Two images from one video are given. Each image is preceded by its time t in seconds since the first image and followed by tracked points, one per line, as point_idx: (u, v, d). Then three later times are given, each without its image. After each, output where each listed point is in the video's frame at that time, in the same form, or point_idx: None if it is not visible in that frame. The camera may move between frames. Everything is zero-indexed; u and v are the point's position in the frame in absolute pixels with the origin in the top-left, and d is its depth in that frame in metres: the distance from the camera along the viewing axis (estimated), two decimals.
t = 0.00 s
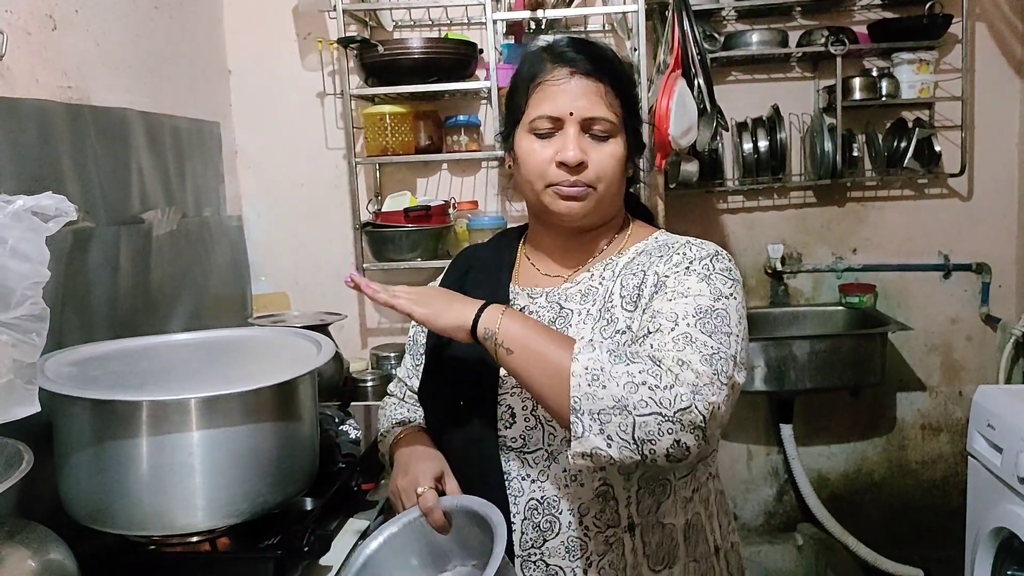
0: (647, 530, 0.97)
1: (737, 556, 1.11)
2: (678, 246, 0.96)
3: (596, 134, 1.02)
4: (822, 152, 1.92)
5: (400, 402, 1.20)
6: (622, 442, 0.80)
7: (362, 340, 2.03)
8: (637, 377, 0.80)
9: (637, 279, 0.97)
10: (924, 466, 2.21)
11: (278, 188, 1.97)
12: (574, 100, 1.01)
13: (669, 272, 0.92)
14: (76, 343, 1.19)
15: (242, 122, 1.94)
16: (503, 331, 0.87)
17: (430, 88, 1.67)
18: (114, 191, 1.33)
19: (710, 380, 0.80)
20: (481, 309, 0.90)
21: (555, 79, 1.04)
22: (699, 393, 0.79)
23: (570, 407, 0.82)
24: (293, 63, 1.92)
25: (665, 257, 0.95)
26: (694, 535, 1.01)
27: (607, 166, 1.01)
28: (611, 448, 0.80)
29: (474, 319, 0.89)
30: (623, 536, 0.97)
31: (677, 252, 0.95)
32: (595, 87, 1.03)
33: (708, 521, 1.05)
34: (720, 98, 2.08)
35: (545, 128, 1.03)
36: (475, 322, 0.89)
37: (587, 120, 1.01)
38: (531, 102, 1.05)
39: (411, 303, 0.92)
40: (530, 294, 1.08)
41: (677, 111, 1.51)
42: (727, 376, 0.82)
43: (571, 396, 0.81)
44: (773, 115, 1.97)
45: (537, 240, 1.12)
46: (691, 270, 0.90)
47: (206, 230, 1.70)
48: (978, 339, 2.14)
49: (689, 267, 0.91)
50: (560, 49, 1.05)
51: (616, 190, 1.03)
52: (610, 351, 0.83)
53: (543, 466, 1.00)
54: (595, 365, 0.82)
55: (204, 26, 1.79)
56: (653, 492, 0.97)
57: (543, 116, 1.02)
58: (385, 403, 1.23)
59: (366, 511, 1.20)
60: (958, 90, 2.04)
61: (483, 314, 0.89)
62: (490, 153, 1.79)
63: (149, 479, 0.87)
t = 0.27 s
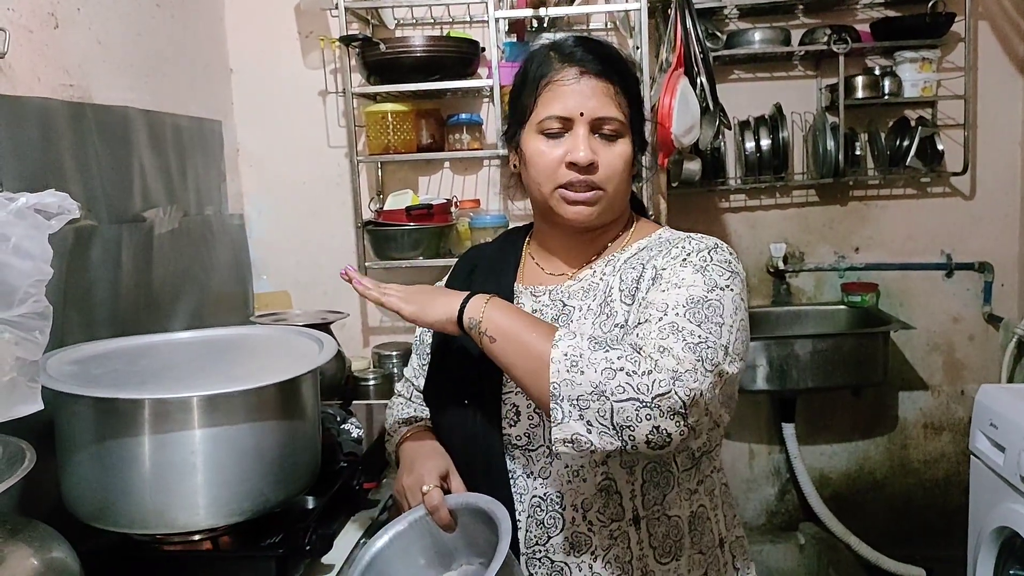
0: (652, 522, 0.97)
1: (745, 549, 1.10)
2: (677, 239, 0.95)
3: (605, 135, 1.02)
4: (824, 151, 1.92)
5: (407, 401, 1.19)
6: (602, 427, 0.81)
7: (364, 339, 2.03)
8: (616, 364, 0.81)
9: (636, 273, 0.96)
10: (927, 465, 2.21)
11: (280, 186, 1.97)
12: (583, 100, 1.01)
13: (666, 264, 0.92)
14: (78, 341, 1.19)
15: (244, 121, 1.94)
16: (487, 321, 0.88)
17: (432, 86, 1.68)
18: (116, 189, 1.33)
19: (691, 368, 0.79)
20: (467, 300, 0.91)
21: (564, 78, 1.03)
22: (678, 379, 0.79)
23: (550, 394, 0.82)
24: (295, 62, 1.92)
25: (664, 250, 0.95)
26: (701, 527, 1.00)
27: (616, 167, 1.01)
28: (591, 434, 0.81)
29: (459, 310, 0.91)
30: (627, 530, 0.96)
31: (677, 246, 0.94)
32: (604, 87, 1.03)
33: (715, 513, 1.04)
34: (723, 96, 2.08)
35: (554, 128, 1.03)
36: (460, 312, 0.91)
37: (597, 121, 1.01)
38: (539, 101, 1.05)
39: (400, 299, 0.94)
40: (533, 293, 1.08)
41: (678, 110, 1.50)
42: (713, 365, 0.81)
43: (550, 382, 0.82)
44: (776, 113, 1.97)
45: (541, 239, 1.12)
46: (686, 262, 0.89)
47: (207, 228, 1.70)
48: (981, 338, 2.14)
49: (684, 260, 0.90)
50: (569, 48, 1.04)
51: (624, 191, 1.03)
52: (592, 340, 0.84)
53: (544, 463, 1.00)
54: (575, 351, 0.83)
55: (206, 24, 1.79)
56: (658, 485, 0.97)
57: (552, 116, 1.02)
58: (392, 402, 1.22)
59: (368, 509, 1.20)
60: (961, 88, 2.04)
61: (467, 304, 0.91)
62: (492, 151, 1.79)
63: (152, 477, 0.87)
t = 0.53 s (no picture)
0: (654, 521, 0.97)
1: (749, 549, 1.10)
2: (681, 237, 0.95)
3: (608, 132, 1.02)
4: (826, 150, 1.92)
5: (409, 400, 1.20)
6: (606, 422, 0.81)
7: (365, 337, 2.03)
8: (622, 360, 0.81)
9: (639, 270, 0.96)
10: (928, 464, 2.21)
11: (282, 185, 1.97)
12: (587, 97, 1.01)
13: (670, 262, 0.91)
14: (80, 339, 1.19)
15: (246, 119, 1.94)
16: (503, 311, 0.90)
17: (434, 85, 1.67)
18: (118, 187, 1.33)
19: (695, 367, 0.79)
20: (486, 290, 0.93)
21: (568, 74, 1.03)
22: (682, 378, 0.79)
23: (557, 387, 0.84)
24: (297, 60, 1.92)
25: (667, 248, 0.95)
26: (704, 527, 1.00)
27: (618, 164, 1.00)
28: (596, 427, 0.82)
29: (477, 300, 0.93)
30: (631, 529, 0.97)
31: (681, 245, 0.94)
32: (608, 84, 1.02)
33: (718, 512, 1.03)
34: (725, 95, 2.08)
35: (558, 123, 1.03)
36: (479, 301, 0.92)
37: (600, 118, 1.01)
38: (544, 97, 1.05)
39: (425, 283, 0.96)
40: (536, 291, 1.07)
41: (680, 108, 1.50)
42: (716, 364, 0.81)
43: (557, 375, 0.83)
44: (778, 112, 1.96)
45: (544, 236, 1.12)
46: (690, 260, 0.89)
47: (209, 227, 1.70)
48: (983, 338, 2.14)
49: (688, 257, 0.90)
50: (576, 45, 1.05)
51: (625, 190, 1.03)
52: (600, 335, 0.84)
53: (548, 462, 1.00)
54: (582, 347, 0.83)
55: (208, 22, 1.79)
56: (661, 484, 0.97)
57: (555, 111, 1.02)
58: (394, 401, 1.22)
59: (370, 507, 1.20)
60: (964, 88, 2.03)
61: (486, 294, 0.92)
62: (494, 149, 1.78)
63: (153, 474, 0.87)
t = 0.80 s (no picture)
0: (662, 528, 0.97)
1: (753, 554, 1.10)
2: (690, 243, 0.96)
3: (605, 128, 1.01)
4: (829, 149, 1.91)
5: (411, 398, 1.19)
6: (648, 442, 0.81)
7: (367, 336, 2.03)
8: (661, 377, 0.80)
9: (651, 278, 0.96)
10: (930, 464, 2.20)
11: (284, 183, 1.97)
12: (584, 93, 1.01)
13: (682, 270, 0.92)
14: (83, 337, 1.19)
15: (248, 117, 1.94)
16: (533, 330, 0.85)
17: (436, 83, 1.67)
18: (121, 185, 1.33)
19: (732, 381, 0.81)
20: (510, 306, 0.89)
21: (568, 69, 1.03)
22: (722, 394, 0.80)
23: (594, 407, 0.82)
24: (299, 58, 1.92)
25: (677, 254, 0.95)
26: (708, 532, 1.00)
27: (613, 160, 1.00)
28: (637, 448, 0.81)
29: (503, 317, 0.88)
30: (639, 536, 0.97)
31: (688, 250, 0.95)
32: (606, 80, 1.02)
33: (723, 517, 1.04)
34: (727, 94, 2.07)
35: (555, 118, 1.03)
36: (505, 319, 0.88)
37: (598, 113, 1.01)
38: (542, 93, 1.05)
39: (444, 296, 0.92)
40: (541, 289, 1.08)
41: (682, 107, 1.50)
42: (748, 375, 0.82)
43: (596, 396, 0.81)
44: (780, 111, 1.96)
45: (545, 233, 1.12)
46: (705, 269, 0.90)
47: (212, 225, 1.70)
48: (985, 337, 2.13)
49: (702, 266, 0.91)
50: (577, 41, 1.05)
51: (621, 186, 1.02)
52: (634, 351, 0.83)
53: (559, 465, 1.00)
54: (619, 364, 0.81)
55: (210, 20, 1.79)
56: (668, 491, 0.97)
57: (553, 106, 1.02)
58: (395, 400, 1.22)
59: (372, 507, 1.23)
60: (967, 86, 2.03)
61: (512, 311, 0.88)
62: (497, 148, 1.78)
63: (156, 472, 0.87)
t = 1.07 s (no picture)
0: (664, 537, 0.99)
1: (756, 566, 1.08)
2: (708, 256, 0.99)
3: (605, 128, 1.02)
4: (831, 147, 1.91)
5: (409, 396, 1.18)
6: (775, 492, 0.87)
7: (369, 335, 2.03)
8: (785, 434, 0.85)
9: (670, 290, 0.99)
10: (931, 463, 2.20)
11: (286, 182, 1.97)
12: (583, 94, 1.01)
13: (729, 297, 0.95)
14: (86, 335, 1.19)
15: (250, 116, 1.94)
16: (652, 405, 0.85)
17: (438, 82, 1.67)
18: (124, 184, 1.33)
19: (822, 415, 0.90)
20: (618, 381, 0.85)
21: (563, 72, 1.03)
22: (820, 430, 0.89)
23: (731, 472, 0.86)
24: (301, 57, 1.92)
25: (698, 268, 0.98)
26: (710, 542, 1.00)
27: (616, 160, 1.00)
28: (766, 500, 0.87)
29: (615, 394, 0.85)
30: (641, 542, 0.98)
31: (710, 265, 0.98)
32: (604, 80, 1.02)
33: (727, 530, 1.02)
34: (729, 92, 2.07)
35: (554, 121, 1.03)
36: (617, 398, 0.85)
37: (597, 115, 1.01)
38: (539, 94, 1.05)
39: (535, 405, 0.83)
40: (545, 291, 1.06)
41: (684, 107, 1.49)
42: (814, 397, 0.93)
43: (733, 464, 0.85)
44: (782, 110, 1.96)
45: (545, 233, 1.12)
46: (745, 293, 0.95)
47: (214, 224, 1.70)
48: (987, 336, 2.13)
49: (741, 289, 0.95)
50: (570, 41, 1.04)
51: (624, 185, 1.03)
52: (750, 409, 0.86)
53: (564, 467, 1.00)
54: (750, 428, 0.85)
55: (212, 19, 1.79)
56: (672, 500, 0.99)
57: (551, 109, 1.02)
58: (393, 398, 1.20)
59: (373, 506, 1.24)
60: (969, 85, 2.03)
61: (623, 388, 0.85)
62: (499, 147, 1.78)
63: (159, 470, 0.87)
